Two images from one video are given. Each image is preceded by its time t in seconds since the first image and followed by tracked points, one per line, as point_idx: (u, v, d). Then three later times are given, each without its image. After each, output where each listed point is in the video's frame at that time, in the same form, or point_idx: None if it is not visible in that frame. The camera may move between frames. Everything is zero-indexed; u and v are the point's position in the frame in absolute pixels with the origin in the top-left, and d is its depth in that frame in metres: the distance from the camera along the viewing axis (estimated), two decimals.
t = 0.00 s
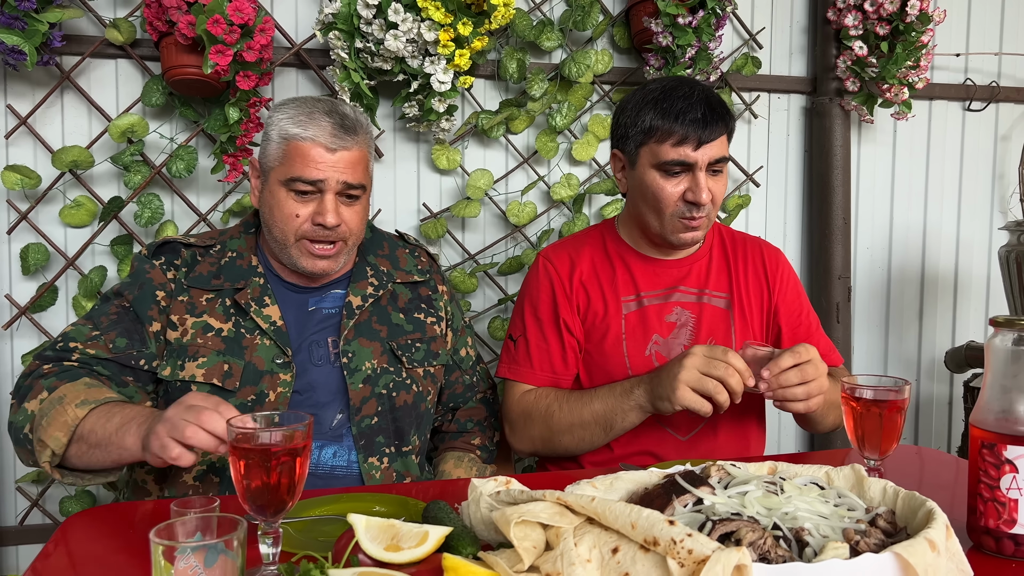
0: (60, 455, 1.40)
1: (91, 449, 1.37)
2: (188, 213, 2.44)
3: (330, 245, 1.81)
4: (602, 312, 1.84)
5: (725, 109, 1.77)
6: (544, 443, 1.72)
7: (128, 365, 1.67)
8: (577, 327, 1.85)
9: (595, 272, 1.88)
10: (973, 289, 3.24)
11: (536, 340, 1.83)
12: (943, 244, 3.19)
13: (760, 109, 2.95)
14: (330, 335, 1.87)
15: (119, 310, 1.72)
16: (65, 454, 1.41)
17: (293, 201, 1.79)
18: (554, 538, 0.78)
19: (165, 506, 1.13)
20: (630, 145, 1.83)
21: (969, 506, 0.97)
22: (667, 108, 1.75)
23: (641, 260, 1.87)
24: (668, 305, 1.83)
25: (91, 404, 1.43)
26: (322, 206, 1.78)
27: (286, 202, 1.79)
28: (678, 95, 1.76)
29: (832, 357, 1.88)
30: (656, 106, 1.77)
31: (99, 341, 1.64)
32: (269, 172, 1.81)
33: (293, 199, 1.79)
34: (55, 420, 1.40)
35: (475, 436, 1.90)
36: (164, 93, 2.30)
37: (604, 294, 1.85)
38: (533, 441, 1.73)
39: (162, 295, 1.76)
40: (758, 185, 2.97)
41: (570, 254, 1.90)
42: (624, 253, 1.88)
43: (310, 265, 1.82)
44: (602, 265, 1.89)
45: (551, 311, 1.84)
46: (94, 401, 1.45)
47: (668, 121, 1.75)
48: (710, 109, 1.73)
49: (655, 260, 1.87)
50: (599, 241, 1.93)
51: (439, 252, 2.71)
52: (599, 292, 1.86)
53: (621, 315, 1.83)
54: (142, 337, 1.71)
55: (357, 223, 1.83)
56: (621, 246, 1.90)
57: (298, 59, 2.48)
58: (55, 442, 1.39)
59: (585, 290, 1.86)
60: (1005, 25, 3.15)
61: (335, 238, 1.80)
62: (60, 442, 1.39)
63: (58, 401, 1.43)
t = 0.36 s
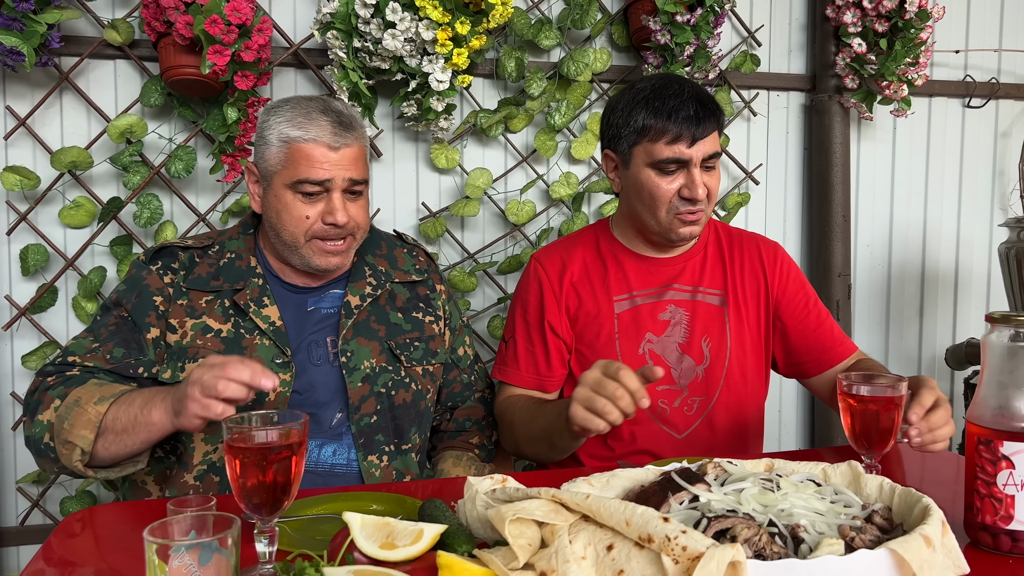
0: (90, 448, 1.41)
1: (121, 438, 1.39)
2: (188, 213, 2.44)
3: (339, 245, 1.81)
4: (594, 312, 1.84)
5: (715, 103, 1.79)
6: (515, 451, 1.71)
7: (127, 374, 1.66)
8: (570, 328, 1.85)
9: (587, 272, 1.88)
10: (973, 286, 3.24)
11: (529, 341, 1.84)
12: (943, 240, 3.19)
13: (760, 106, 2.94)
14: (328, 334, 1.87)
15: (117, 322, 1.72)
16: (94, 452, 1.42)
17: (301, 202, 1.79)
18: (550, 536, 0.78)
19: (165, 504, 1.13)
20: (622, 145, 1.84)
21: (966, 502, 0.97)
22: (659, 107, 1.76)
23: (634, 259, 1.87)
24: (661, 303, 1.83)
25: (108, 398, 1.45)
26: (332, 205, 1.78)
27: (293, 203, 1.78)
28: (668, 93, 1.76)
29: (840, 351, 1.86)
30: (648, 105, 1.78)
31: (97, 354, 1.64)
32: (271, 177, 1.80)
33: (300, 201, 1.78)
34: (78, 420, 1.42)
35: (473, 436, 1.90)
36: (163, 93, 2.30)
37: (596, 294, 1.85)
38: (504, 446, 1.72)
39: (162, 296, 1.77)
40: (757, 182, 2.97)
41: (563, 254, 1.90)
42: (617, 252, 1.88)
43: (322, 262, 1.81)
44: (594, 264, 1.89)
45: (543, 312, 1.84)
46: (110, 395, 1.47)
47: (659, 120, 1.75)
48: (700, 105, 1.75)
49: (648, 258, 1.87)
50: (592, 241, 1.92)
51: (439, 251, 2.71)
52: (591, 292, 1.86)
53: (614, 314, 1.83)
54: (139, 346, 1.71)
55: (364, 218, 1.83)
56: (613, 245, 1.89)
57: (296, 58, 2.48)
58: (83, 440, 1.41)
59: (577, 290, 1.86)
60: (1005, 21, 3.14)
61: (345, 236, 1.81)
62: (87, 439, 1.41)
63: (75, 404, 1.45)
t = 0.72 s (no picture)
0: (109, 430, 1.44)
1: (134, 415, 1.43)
2: (186, 211, 2.44)
3: (339, 238, 1.80)
4: (588, 314, 1.85)
5: (691, 93, 1.77)
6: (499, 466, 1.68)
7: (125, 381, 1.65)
8: (564, 330, 1.86)
9: (581, 274, 1.89)
10: (973, 285, 3.24)
11: (523, 343, 1.86)
12: (942, 238, 3.19)
13: (759, 104, 2.94)
14: (327, 332, 1.87)
15: (116, 329, 1.71)
16: (115, 436, 1.45)
17: (300, 201, 1.78)
18: (546, 533, 0.78)
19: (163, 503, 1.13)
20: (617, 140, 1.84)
21: (964, 499, 0.97)
22: (632, 93, 1.77)
23: (628, 260, 1.87)
24: (655, 305, 1.83)
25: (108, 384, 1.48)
26: (330, 203, 1.78)
27: (293, 203, 1.78)
28: (643, 81, 1.77)
29: (842, 349, 1.85)
30: (622, 92, 1.78)
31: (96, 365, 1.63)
32: (270, 175, 1.80)
33: (299, 200, 1.78)
34: (88, 409, 1.45)
35: (472, 434, 1.90)
36: (161, 92, 2.30)
37: (590, 297, 1.86)
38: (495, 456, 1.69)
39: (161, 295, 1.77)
40: (756, 180, 2.97)
41: (557, 257, 1.92)
42: (611, 254, 1.89)
43: (316, 257, 1.81)
44: (588, 267, 1.89)
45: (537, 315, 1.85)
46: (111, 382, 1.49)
47: (632, 105, 1.76)
48: (672, 92, 1.74)
49: (643, 258, 1.87)
50: (586, 243, 1.93)
51: (438, 250, 2.71)
52: (585, 294, 1.87)
53: (608, 316, 1.84)
54: (136, 351, 1.70)
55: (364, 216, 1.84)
56: (608, 247, 1.90)
57: (295, 57, 2.48)
58: (99, 425, 1.43)
59: (571, 293, 1.87)
60: (1004, 19, 3.14)
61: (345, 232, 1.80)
62: (104, 424, 1.43)
63: (80, 399, 1.47)
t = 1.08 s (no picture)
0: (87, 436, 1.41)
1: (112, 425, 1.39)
2: (184, 208, 2.43)
3: (319, 235, 1.79)
4: (581, 313, 1.85)
5: (683, 90, 1.77)
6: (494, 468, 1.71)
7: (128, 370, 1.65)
8: (558, 328, 1.86)
9: (574, 272, 1.89)
10: (970, 282, 3.24)
11: (517, 341, 1.85)
12: (939, 236, 3.19)
13: (757, 102, 2.94)
14: (326, 328, 1.86)
15: (119, 319, 1.71)
16: (95, 440, 1.42)
17: (282, 193, 1.79)
18: (543, 529, 0.78)
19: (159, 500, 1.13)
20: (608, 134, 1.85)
21: (960, 496, 0.98)
22: (623, 90, 1.77)
23: (622, 258, 1.87)
24: (648, 303, 1.83)
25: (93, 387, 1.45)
26: (311, 199, 1.78)
27: (275, 194, 1.79)
28: (634, 78, 1.77)
29: (838, 346, 1.84)
30: (615, 89, 1.78)
31: (99, 352, 1.62)
32: (262, 165, 1.81)
33: (281, 192, 1.79)
34: (70, 410, 1.43)
35: (469, 432, 1.90)
36: (158, 88, 2.30)
37: (583, 295, 1.86)
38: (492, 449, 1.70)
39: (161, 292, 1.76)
40: (754, 178, 2.97)
41: (551, 255, 1.91)
42: (605, 252, 1.89)
43: (300, 250, 1.80)
44: (582, 264, 1.89)
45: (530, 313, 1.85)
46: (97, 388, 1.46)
47: (624, 102, 1.76)
48: (663, 90, 1.74)
49: (637, 256, 1.87)
50: (581, 241, 1.93)
51: (435, 247, 2.71)
52: (579, 292, 1.87)
53: (601, 315, 1.84)
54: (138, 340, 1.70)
55: (348, 218, 1.83)
56: (602, 245, 1.90)
57: (292, 54, 2.47)
58: (78, 429, 1.41)
59: (565, 290, 1.87)
60: (1002, 17, 3.14)
61: (323, 230, 1.78)
62: (83, 428, 1.42)
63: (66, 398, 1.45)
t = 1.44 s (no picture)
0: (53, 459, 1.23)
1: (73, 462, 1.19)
2: (176, 206, 2.42)
3: (305, 234, 1.79)
4: (579, 312, 1.85)
5: (708, 100, 1.77)
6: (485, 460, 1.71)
7: (144, 352, 1.65)
8: (555, 328, 1.86)
9: (572, 271, 1.89)
10: (962, 281, 3.25)
11: (514, 340, 1.85)
12: (932, 235, 3.20)
13: (751, 101, 2.95)
14: (320, 325, 1.86)
15: (124, 302, 1.69)
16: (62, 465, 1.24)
17: (271, 184, 1.78)
18: (535, 528, 0.78)
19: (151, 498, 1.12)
20: (613, 132, 1.83)
21: (951, 494, 0.98)
22: (650, 96, 1.75)
23: (621, 257, 1.87)
24: (647, 303, 1.84)
25: (85, 411, 1.25)
26: (298, 192, 1.77)
27: (264, 185, 1.79)
28: (660, 84, 1.76)
29: (834, 344, 1.85)
30: (640, 94, 1.77)
31: (113, 331, 1.61)
32: (254, 157, 1.81)
33: (273, 186, 1.78)
34: (47, 425, 1.23)
35: (462, 430, 1.90)
36: (151, 85, 2.28)
37: (581, 294, 1.86)
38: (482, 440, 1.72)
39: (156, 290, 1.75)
40: (749, 176, 2.97)
41: (549, 252, 1.91)
42: (604, 251, 1.89)
43: (288, 249, 1.80)
44: (580, 263, 1.89)
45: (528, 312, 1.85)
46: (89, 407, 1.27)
47: (651, 108, 1.74)
48: (692, 98, 1.73)
49: (636, 254, 1.87)
50: (579, 239, 1.93)
51: (429, 245, 2.70)
52: (577, 291, 1.86)
53: (599, 314, 1.84)
54: (154, 328, 1.70)
55: (337, 214, 1.82)
56: (601, 244, 1.90)
57: (286, 51, 2.46)
58: (46, 448, 1.22)
59: (562, 289, 1.87)
60: (995, 18, 3.16)
61: (310, 226, 1.78)
62: (53, 449, 1.22)
63: (58, 401, 1.27)
